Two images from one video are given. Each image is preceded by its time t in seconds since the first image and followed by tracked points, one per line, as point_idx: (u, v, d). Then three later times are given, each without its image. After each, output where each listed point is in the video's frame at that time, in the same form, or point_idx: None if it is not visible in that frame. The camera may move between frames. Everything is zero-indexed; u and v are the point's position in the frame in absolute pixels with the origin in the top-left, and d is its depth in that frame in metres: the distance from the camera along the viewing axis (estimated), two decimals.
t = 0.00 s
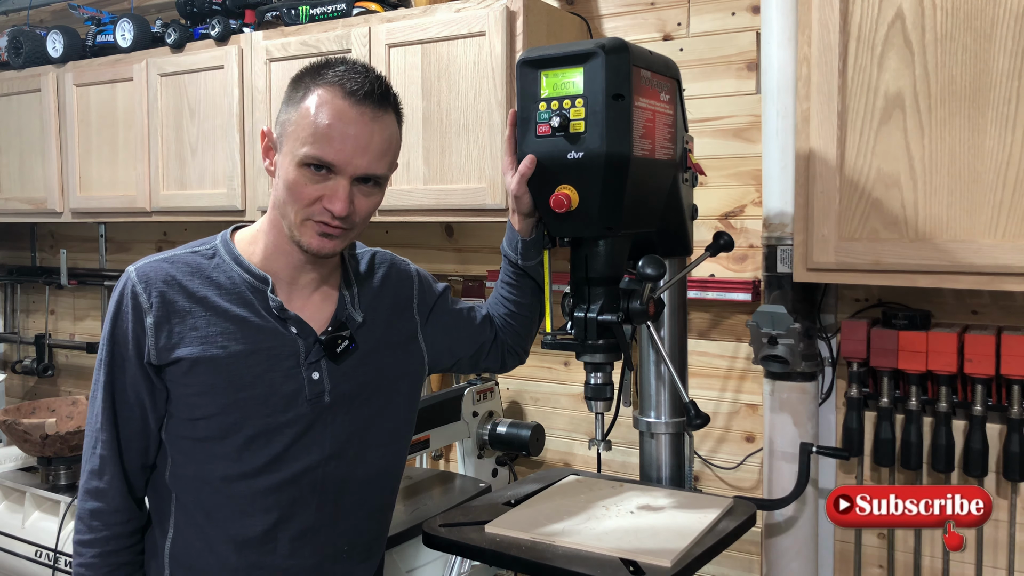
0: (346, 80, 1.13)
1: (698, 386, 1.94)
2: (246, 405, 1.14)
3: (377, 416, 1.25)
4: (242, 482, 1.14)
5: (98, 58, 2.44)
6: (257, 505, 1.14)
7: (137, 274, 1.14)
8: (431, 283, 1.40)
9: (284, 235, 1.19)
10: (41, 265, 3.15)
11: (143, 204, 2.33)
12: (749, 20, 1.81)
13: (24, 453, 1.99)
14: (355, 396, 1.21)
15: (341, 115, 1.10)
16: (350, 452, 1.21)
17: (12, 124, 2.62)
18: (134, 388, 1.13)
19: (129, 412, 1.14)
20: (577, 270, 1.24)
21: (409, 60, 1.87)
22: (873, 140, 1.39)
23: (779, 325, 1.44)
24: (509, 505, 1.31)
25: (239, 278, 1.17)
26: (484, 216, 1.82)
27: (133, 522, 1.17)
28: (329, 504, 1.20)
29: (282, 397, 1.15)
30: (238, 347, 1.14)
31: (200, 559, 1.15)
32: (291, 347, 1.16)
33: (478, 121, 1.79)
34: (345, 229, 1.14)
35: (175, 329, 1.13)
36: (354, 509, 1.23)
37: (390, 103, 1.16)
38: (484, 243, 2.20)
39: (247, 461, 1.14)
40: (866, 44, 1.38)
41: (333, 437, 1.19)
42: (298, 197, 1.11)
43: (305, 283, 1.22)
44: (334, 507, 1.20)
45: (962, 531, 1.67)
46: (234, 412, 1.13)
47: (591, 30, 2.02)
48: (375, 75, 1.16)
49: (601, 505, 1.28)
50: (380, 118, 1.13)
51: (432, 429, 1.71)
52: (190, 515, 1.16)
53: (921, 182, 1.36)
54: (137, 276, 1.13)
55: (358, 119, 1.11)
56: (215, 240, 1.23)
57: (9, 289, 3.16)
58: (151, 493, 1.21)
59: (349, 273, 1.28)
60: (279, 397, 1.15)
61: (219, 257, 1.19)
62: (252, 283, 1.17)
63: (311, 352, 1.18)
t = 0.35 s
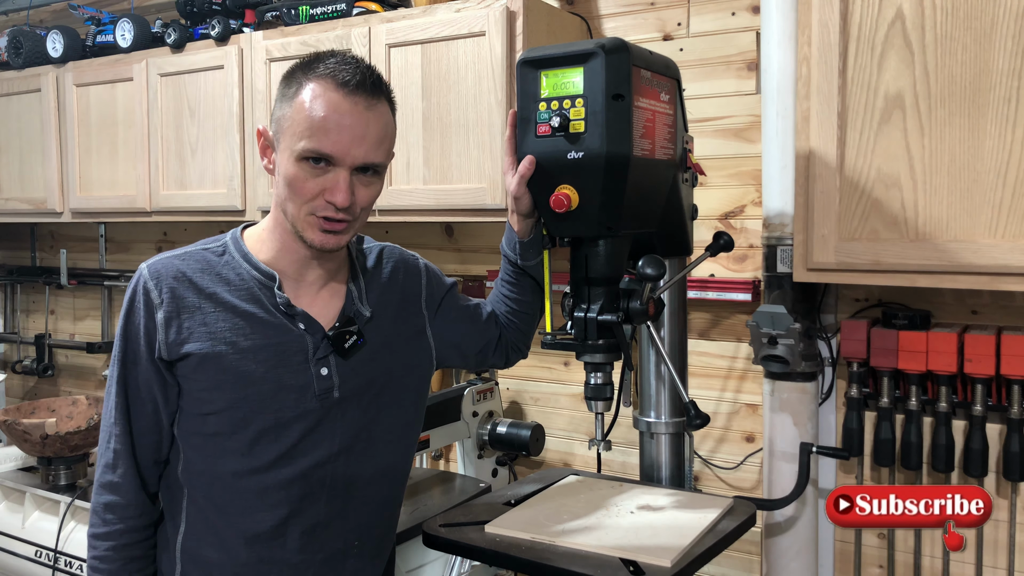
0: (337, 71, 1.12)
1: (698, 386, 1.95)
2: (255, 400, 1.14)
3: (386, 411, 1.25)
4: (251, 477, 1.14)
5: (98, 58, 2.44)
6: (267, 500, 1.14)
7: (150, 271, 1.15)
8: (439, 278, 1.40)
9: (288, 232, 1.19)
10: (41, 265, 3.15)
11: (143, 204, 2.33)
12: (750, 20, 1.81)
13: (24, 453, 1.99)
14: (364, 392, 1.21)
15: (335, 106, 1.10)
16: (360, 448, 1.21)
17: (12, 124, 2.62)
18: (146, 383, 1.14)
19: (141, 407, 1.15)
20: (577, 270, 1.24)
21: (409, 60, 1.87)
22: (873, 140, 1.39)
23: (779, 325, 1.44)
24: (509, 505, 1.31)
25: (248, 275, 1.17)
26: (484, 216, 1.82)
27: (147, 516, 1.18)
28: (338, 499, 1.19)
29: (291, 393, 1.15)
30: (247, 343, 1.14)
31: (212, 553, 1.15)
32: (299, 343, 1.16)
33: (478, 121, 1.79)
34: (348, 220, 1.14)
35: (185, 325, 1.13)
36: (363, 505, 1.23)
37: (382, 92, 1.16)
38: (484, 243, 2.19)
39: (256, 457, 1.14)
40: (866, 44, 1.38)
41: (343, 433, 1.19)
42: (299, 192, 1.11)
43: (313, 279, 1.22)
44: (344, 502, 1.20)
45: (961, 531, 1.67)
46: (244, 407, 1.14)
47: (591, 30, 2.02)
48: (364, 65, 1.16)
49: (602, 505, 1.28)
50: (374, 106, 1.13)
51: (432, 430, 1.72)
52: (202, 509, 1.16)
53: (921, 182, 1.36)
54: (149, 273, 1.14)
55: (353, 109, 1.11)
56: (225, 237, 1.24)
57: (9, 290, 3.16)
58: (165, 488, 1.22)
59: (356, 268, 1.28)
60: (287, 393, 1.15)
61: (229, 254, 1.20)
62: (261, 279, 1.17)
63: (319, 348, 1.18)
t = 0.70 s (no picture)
0: (326, 68, 1.12)
1: (698, 386, 1.95)
2: (266, 402, 1.14)
3: (395, 410, 1.25)
4: (262, 478, 1.14)
5: (98, 58, 2.44)
6: (279, 502, 1.14)
7: (158, 273, 1.15)
8: (447, 277, 1.40)
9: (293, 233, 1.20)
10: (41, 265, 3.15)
11: (143, 204, 2.34)
12: (749, 20, 1.81)
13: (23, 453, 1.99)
14: (374, 392, 1.21)
15: (325, 104, 1.09)
16: (370, 448, 1.21)
17: (13, 124, 2.62)
18: (155, 385, 1.14)
19: (150, 409, 1.15)
20: (577, 270, 1.24)
21: (409, 60, 1.87)
22: (873, 140, 1.39)
23: (779, 325, 1.44)
24: (510, 505, 1.31)
25: (257, 276, 1.17)
26: (484, 216, 1.82)
27: (155, 518, 1.19)
28: (349, 499, 1.20)
29: (302, 393, 1.15)
30: (256, 344, 1.14)
31: (223, 555, 1.16)
32: (309, 343, 1.16)
33: (478, 121, 1.79)
34: (348, 219, 1.14)
35: (195, 326, 1.13)
36: (373, 505, 1.23)
37: (374, 86, 1.15)
38: (484, 243, 2.20)
39: (267, 458, 1.14)
40: (866, 44, 1.38)
41: (353, 433, 1.19)
42: (297, 194, 1.12)
43: (320, 279, 1.22)
44: (354, 502, 1.20)
45: (961, 531, 1.67)
46: (255, 408, 1.14)
47: (591, 30, 2.02)
48: (355, 60, 1.15)
49: (602, 505, 1.28)
50: (366, 102, 1.13)
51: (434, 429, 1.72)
52: (211, 511, 1.17)
53: (921, 182, 1.36)
54: (157, 275, 1.14)
55: (343, 106, 1.10)
56: (233, 237, 1.24)
57: (9, 290, 3.16)
58: (173, 489, 1.22)
59: (365, 267, 1.28)
60: (298, 393, 1.15)
61: (237, 255, 1.20)
62: (270, 280, 1.17)
63: (329, 348, 1.18)
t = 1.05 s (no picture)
0: (323, 65, 1.12)
1: (698, 386, 1.95)
2: (267, 403, 1.14)
3: (396, 410, 1.25)
4: (263, 479, 1.14)
5: (98, 58, 2.44)
6: (280, 503, 1.15)
7: (158, 274, 1.15)
8: (447, 278, 1.40)
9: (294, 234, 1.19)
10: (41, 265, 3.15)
11: (143, 204, 2.34)
12: (749, 20, 1.81)
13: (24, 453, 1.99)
14: (375, 393, 1.22)
15: (323, 100, 1.10)
16: (371, 449, 1.21)
17: (13, 124, 2.62)
18: (155, 387, 1.14)
19: (150, 412, 1.15)
20: (577, 270, 1.24)
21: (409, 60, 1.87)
22: (873, 140, 1.39)
23: (779, 325, 1.44)
24: (509, 505, 1.31)
25: (258, 277, 1.17)
26: (484, 216, 1.82)
27: (155, 521, 1.18)
28: (350, 500, 1.20)
29: (303, 394, 1.15)
30: (258, 346, 1.14)
31: (224, 557, 1.16)
32: (310, 345, 1.16)
33: (478, 121, 1.79)
34: (348, 214, 1.13)
35: (195, 328, 1.13)
36: (373, 505, 1.23)
37: (372, 82, 1.15)
38: (484, 243, 2.20)
39: (268, 459, 1.14)
40: (866, 44, 1.38)
41: (354, 433, 1.19)
42: (296, 191, 1.12)
43: (320, 279, 1.22)
44: (355, 503, 1.20)
45: (961, 531, 1.67)
46: (256, 410, 1.14)
47: (591, 30, 2.02)
48: (352, 57, 1.16)
49: (602, 505, 1.28)
50: (363, 97, 1.13)
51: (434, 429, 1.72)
52: (212, 513, 1.17)
53: (921, 182, 1.36)
54: (158, 276, 1.14)
55: (341, 101, 1.10)
56: (233, 238, 1.23)
57: (9, 290, 3.15)
58: (173, 492, 1.22)
59: (365, 267, 1.28)
60: (300, 394, 1.15)
61: (238, 256, 1.19)
62: (270, 281, 1.17)
63: (330, 349, 1.18)
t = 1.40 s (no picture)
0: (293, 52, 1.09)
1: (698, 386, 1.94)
2: (264, 400, 1.14)
3: (396, 405, 1.25)
4: (263, 478, 1.15)
5: (97, 58, 2.44)
6: (281, 501, 1.16)
7: (152, 274, 1.14)
8: (441, 276, 1.42)
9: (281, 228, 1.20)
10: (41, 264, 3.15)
11: (143, 204, 2.34)
12: (749, 20, 1.81)
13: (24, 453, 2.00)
14: (374, 389, 1.22)
15: (294, 90, 1.08)
16: (371, 445, 1.22)
17: (13, 124, 2.62)
18: (151, 387, 1.13)
19: (147, 412, 1.15)
20: (577, 271, 1.24)
21: (409, 60, 1.87)
22: (873, 140, 1.39)
23: (779, 325, 1.44)
24: (509, 505, 1.30)
25: (252, 274, 1.17)
26: (484, 216, 1.82)
27: (155, 522, 1.19)
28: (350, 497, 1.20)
29: (301, 391, 1.15)
30: (254, 342, 1.14)
31: (226, 557, 1.17)
32: (307, 339, 1.16)
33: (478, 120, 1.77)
34: (327, 202, 1.14)
35: (190, 327, 1.13)
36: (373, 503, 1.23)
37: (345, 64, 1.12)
38: (485, 244, 2.20)
39: (268, 458, 1.15)
40: (866, 44, 1.38)
41: (352, 428, 1.19)
42: (274, 183, 1.12)
43: (313, 275, 1.23)
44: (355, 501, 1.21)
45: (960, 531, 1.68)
46: (253, 407, 1.14)
47: (591, 30, 2.02)
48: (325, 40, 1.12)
49: (602, 505, 1.28)
50: (335, 82, 1.10)
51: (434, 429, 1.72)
52: (212, 513, 1.17)
53: (921, 182, 1.36)
54: (151, 276, 1.14)
55: (312, 89, 1.08)
56: (226, 237, 1.23)
57: (9, 290, 3.15)
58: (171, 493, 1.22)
59: (360, 263, 1.28)
60: (297, 389, 1.15)
61: (231, 254, 1.19)
62: (264, 276, 1.17)
63: (327, 343, 1.17)
